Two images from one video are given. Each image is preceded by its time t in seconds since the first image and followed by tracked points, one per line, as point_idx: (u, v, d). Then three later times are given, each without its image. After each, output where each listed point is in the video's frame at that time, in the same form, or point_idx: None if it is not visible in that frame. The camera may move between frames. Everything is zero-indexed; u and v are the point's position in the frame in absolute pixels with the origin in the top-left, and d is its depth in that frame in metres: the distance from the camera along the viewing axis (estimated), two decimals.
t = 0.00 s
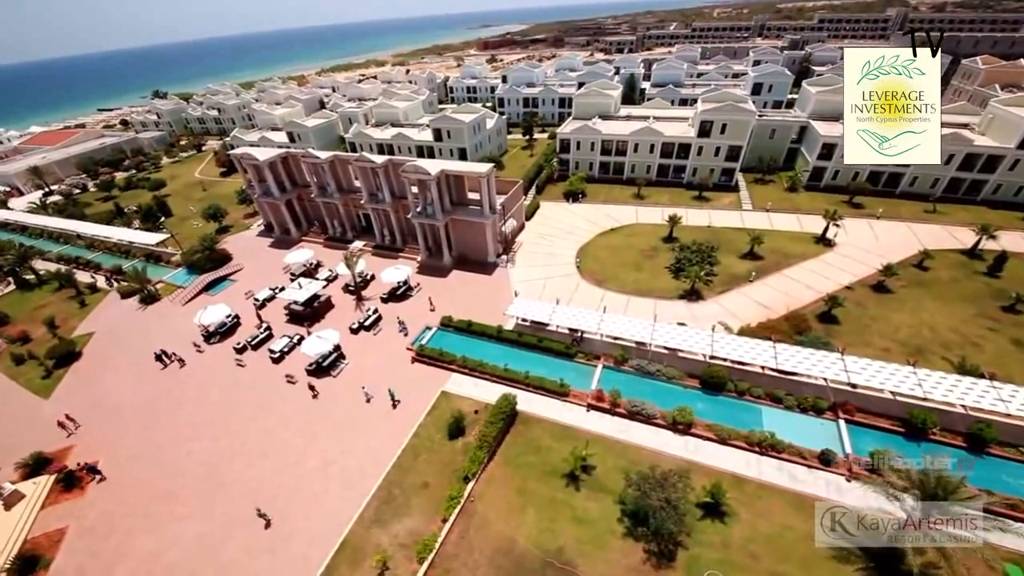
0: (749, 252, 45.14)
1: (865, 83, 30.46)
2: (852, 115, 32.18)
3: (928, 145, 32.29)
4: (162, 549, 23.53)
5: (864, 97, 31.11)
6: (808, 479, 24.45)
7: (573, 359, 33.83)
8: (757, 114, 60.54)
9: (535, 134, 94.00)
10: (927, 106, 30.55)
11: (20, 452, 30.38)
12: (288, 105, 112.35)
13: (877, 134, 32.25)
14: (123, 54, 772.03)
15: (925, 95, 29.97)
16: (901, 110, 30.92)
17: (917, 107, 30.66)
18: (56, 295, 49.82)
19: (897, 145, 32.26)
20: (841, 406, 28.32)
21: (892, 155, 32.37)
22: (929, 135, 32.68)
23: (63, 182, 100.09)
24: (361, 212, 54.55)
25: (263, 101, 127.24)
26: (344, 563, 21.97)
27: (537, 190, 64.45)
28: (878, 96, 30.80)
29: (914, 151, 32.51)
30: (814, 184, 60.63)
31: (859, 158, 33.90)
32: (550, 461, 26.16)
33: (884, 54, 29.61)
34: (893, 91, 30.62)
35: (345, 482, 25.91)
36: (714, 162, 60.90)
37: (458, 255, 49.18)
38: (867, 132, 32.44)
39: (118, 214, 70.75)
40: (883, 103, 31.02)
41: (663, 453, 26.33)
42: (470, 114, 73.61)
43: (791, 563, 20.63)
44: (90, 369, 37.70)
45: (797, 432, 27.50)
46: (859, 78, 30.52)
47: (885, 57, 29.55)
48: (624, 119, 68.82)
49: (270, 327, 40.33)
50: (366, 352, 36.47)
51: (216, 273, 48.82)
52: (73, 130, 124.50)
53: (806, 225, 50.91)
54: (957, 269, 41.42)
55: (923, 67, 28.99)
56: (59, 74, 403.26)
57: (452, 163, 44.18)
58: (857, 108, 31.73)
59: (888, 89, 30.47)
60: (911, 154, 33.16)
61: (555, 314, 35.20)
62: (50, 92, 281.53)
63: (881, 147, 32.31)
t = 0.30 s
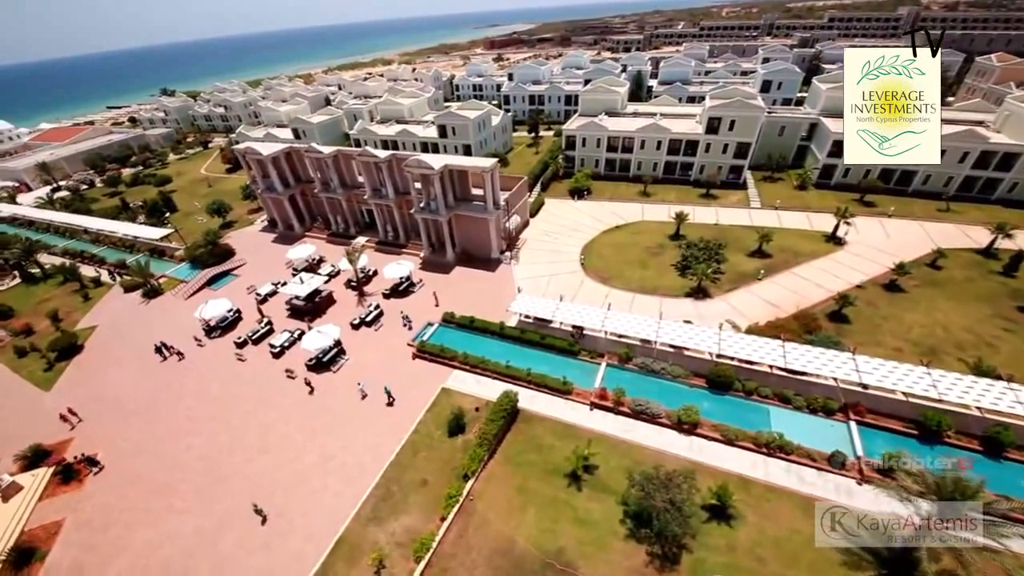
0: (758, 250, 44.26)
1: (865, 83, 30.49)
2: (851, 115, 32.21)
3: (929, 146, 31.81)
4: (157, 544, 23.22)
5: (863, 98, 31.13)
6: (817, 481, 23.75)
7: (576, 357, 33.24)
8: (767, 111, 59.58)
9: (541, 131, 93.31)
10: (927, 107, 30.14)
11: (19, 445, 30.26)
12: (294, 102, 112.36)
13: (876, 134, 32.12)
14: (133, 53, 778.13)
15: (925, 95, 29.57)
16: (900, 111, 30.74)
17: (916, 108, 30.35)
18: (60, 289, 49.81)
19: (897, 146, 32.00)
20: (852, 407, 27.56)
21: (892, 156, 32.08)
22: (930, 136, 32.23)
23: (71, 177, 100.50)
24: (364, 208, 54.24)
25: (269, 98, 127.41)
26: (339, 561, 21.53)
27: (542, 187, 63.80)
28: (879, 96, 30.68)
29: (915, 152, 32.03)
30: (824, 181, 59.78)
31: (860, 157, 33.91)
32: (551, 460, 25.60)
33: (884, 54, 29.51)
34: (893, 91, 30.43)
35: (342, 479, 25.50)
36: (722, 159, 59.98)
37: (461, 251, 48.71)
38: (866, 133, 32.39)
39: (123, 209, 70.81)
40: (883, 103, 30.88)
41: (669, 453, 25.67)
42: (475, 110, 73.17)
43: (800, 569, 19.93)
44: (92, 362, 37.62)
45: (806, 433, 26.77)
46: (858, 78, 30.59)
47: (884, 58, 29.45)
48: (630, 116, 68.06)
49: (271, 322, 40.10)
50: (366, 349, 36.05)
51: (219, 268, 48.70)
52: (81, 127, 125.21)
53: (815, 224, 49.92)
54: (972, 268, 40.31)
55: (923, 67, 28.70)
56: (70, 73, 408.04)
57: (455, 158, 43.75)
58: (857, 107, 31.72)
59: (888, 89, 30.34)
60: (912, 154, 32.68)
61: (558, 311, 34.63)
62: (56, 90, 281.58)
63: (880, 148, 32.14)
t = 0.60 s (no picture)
0: (770, 250, 43.24)
1: (865, 83, 24.41)
2: (849, 116, 25.73)
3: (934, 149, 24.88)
4: (154, 536, 23.03)
5: (863, 97, 24.80)
6: (829, 486, 22.95)
7: (581, 355, 32.61)
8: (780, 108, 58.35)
9: (549, 129, 92.65)
10: (929, 106, 23.87)
11: (23, 433, 30.35)
12: (304, 98, 112.86)
13: (876, 134, 25.35)
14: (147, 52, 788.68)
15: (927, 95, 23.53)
16: (901, 111, 24.40)
17: (917, 107, 24.10)
18: (69, 281, 50.20)
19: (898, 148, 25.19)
20: (866, 411, 26.65)
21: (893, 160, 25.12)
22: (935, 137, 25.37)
23: (84, 172, 101.70)
24: (370, 203, 54.04)
25: (279, 95, 128.09)
26: (336, 557, 21.16)
27: (549, 184, 63.17)
28: (878, 97, 24.48)
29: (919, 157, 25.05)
30: (839, 180, 58.53)
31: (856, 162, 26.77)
32: (553, 459, 25.03)
33: (885, 49, 23.69)
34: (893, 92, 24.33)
35: (341, 474, 25.13)
36: (734, 157, 58.89)
37: (466, 247, 48.28)
38: (865, 133, 25.48)
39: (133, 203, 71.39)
40: (881, 103, 24.64)
41: (675, 455, 24.94)
42: (483, 107, 72.76)
43: None
44: (97, 353, 37.75)
45: (818, 436, 25.93)
46: (857, 76, 24.51)
47: (886, 55, 23.57)
48: (640, 113, 67.16)
49: (275, 316, 39.98)
50: (369, 344, 35.73)
51: (225, 261, 48.77)
52: (95, 123, 126.75)
53: (829, 224, 48.72)
54: (993, 270, 38.97)
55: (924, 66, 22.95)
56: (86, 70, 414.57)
57: (461, 153, 43.30)
58: (855, 109, 25.33)
59: (888, 89, 24.25)
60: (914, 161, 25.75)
61: (563, 308, 34.03)
62: (69, 87, 284.49)
63: (879, 151, 25.21)
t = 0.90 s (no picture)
0: (784, 251, 42.11)
1: (866, 83, 25.46)
2: (850, 115, 26.47)
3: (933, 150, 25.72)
4: (152, 527, 22.88)
5: (863, 97, 25.74)
6: (845, 495, 21.97)
7: (587, 355, 31.94)
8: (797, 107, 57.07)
9: (560, 128, 91.97)
10: (929, 106, 24.83)
11: (29, 421, 30.56)
12: (316, 96, 113.57)
13: (876, 134, 26.04)
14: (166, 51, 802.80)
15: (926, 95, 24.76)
16: (900, 111, 25.30)
17: (917, 107, 25.04)
18: (80, 272, 50.76)
19: (897, 148, 26.11)
20: (884, 418, 25.61)
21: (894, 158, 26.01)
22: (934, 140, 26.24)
23: (100, 166, 103.27)
24: (378, 199, 53.91)
25: (292, 93, 129.03)
26: (332, 554, 20.78)
27: (559, 182, 62.48)
28: (880, 96, 25.52)
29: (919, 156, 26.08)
30: (856, 182, 57.02)
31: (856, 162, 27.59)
32: (557, 460, 24.40)
33: (884, 52, 24.94)
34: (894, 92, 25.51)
35: (341, 470, 24.78)
36: (748, 156, 57.66)
37: (473, 244, 47.85)
38: (865, 132, 26.16)
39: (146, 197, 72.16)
40: (882, 103, 25.51)
41: (683, 459, 24.15)
42: (494, 105, 72.43)
43: None
44: (105, 343, 38.00)
45: (833, 443, 24.93)
46: (857, 77, 25.47)
47: (885, 58, 24.80)
48: (652, 111, 66.24)
49: (280, 309, 39.90)
50: (373, 339, 35.43)
51: (233, 255, 48.94)
52: (113, 119, 128.88)
53: (846, 225, 47.35)
54: (1019, 275, 37.40)
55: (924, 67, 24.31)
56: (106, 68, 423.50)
57: (469, 149, 42.93)
58: (855, 109, 26.30)
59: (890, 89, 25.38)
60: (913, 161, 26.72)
61: (570, 306, 33.45)
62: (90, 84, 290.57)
63: (880, 149, 25.88)
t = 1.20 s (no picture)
0: (799, 254, 40.92)
1: (866, 84, 24.82)
2: (850, 115, 26.08)
3: (933, 149, 25.49)
4: (148, 519, 22.68)
5: (863, 97, 25.26)
6: (862, 508, 20.95)
7: (594, 355, 31.20)
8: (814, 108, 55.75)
9: (571, 128, 91.35)
10: (929, 106, 24.37)
11: (35, 409, 30.75)
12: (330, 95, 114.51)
13: (876, 134, 25.72)
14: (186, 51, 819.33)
15: (925, 96, 24.11)
16: (900, 110, 24.82)
17: (917, 107, 24.54)
18: (93, 264, 51.39)
19: (897, 146, 25.63)
20: (904, 428, 24.48)
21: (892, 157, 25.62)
22: (935, 136, 25.92)
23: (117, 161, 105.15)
24: (386, 196, 53.80)
25: (306, 91, 130.27)
26: (327, 552, 20.35)
27: (569, 182, 61.80)
28: (878, 98, 25.00)
29: (917, 154, 25.69)
30: (875, 185, 55.49)
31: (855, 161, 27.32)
32: (560, 462, 23.72)
33: (885, 50, 23.97)
34: (893, 92, 24.86)
35: (339, 467, 24.39)
36: (763, 158, 56.41)
37: (481, 242, 47.40)
38: (865, 133, 25.86)
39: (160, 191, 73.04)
40: (882, 103, 25.05)
41: (691, 466, 23.30)
42: (505, 104, 72.10)
43: None
44: (112, 333, 38.24)
45: (849, 452, 23.89)
46: (857, 77, 24.89)
47: (886, 56, 23.89)
48: (665, 112, 65.30)
49: (286, 304, 39.86)
50: (377, 335, 35.11)
51: (241, 249, 49.13)
52: (132, 115, 131.33)
53: (864, 229, 45.95)
54: None
55: (924, 67, 23.31)
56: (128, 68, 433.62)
57: (479, 146, 42.56)
58: (856, 108, 25.76)
59: (888, 90, 24.74)
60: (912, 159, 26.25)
61: (577, 306, 32.81)
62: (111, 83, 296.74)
63: (879, 150, 25.66)
